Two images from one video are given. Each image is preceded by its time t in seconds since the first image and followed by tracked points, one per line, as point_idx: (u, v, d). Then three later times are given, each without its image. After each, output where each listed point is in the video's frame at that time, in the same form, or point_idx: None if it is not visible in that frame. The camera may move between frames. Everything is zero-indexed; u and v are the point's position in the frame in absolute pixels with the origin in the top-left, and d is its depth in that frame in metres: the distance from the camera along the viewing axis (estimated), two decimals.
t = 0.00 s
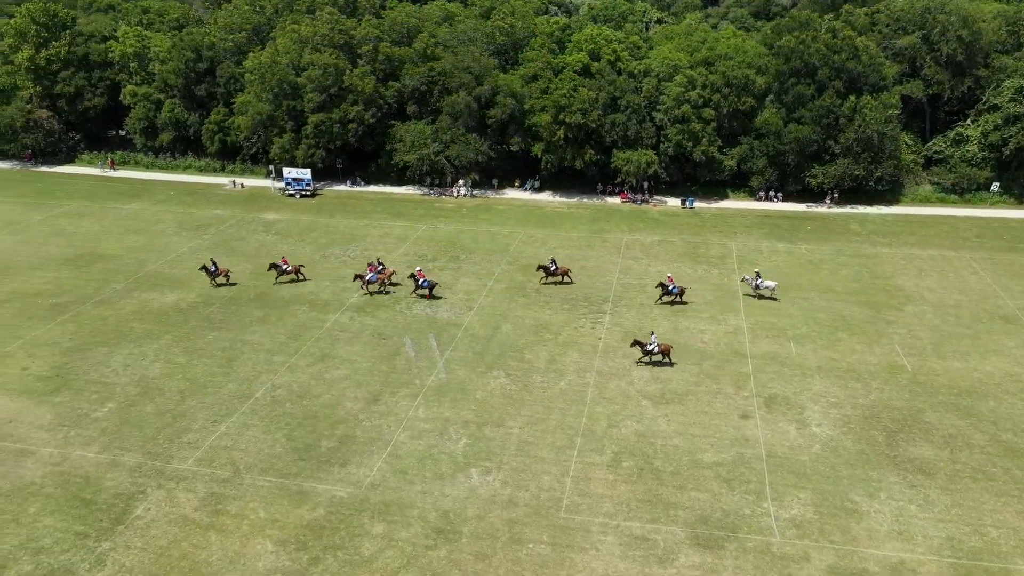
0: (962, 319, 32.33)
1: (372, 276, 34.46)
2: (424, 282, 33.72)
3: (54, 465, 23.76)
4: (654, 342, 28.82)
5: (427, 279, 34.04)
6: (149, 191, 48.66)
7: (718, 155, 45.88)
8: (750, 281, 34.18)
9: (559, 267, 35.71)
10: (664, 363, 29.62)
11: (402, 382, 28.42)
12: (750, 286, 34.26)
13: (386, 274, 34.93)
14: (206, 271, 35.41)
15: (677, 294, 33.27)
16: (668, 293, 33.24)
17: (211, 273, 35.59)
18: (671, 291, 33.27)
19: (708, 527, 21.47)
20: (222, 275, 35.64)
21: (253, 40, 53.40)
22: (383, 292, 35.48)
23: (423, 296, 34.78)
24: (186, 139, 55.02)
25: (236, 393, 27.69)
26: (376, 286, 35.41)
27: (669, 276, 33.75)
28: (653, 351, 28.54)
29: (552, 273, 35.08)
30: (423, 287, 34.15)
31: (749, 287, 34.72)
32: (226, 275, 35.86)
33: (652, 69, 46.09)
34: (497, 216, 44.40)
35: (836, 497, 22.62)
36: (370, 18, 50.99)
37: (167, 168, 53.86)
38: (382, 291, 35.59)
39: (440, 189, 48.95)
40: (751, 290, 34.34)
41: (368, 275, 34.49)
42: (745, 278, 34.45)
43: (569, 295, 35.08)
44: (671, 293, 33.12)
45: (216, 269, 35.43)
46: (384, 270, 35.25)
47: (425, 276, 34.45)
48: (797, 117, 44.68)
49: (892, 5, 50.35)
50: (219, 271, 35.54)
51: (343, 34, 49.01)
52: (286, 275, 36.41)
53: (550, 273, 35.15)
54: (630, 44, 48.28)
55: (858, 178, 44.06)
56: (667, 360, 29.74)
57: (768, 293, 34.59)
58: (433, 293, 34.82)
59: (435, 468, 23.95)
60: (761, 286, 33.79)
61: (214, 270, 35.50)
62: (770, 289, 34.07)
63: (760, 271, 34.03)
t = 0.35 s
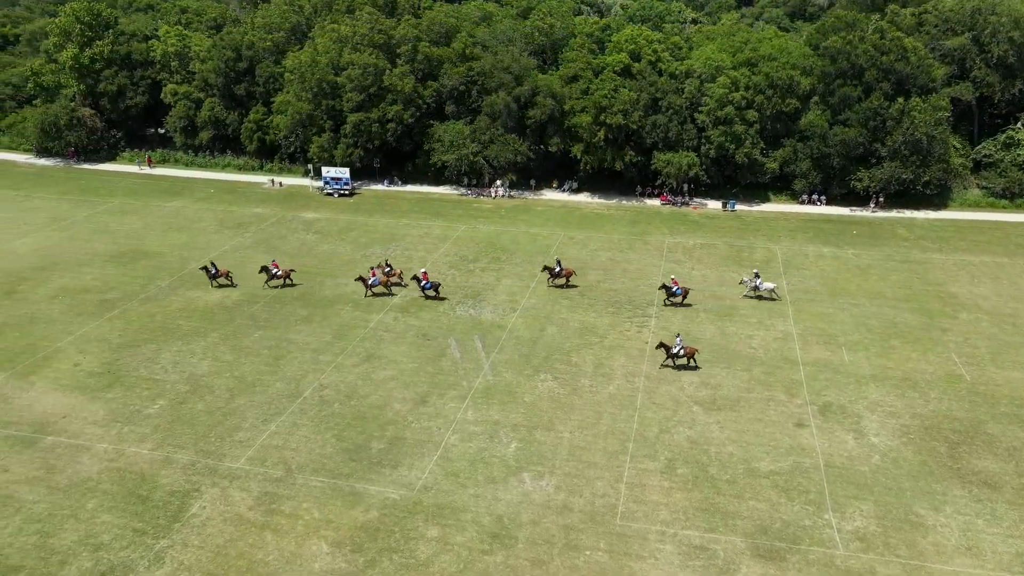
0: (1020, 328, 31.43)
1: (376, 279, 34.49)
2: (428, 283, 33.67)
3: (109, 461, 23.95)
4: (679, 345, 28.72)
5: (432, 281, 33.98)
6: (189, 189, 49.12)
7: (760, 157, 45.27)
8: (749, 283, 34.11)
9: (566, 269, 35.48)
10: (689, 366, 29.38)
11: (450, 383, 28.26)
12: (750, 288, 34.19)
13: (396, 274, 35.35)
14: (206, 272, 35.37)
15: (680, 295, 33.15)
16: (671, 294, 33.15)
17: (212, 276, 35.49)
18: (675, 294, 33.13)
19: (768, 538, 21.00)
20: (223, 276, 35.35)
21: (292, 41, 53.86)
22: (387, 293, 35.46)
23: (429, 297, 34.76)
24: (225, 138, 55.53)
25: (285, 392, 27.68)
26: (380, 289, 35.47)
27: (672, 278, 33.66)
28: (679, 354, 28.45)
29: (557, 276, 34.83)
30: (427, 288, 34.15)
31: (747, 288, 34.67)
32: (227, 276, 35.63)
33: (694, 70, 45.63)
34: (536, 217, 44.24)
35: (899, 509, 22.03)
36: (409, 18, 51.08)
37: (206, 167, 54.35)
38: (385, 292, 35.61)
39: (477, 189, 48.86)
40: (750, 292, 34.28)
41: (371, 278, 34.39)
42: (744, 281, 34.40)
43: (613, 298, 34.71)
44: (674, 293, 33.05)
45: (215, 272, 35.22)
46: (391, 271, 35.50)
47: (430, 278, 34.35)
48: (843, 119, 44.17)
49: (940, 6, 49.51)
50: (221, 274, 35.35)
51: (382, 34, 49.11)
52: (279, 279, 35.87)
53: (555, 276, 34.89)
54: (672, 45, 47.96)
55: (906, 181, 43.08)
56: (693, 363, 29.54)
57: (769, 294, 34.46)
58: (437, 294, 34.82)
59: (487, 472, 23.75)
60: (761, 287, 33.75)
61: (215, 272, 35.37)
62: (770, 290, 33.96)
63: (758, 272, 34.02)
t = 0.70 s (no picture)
0: None
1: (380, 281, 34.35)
2: (434, 286, 33.62)
3: (159, 458, 24.09)
4: (704, 348, 28.39)
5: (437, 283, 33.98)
6: (225, 188, 49.53)
7: (800, 159, 44.58)
8: (748, 284, 34.10)
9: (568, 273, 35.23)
10: (713, 371, 29.05)
11: (493, 385, 28.11)
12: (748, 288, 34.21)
13: (405, 273, 35.86)
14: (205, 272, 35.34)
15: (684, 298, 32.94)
16: (675, 297, 32.91)
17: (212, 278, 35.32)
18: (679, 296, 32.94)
19: (826, 549, 20.54)
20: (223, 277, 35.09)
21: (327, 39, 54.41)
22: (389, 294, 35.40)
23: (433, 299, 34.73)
24: (259, 137, 55.93)
25: (328, 392, 27.64)
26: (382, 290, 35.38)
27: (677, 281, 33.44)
28: (703, 358, 28.12)
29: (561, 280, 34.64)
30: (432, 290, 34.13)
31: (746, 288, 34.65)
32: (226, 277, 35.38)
33: (733, 71, 45.13)
34: (571, 219, 44.08)
35: (960, 522, 21.45)
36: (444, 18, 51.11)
37: (240, 165, 54.70)
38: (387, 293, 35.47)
39: (511, 190, 48.72)
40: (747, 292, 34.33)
41: (375, 279, 34.33)
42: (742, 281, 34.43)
43: (654, 301, 34.35)
44: (678, 296, 32.81)
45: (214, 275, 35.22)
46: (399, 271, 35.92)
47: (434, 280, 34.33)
48: (886, 121, 43.44)
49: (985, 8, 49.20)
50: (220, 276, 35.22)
51: (418, 35, 49.14)
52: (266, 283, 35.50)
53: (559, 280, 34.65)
54: (710, 46, 47.63)
55: (951, 186, 42.06)
56: (716, 368, 29.21)
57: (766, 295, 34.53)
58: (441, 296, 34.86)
59: (535, 476, 23.52)
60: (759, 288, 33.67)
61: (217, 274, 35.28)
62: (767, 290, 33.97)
63: (756, 272, 33.95)
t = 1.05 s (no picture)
0: None
1: (387, 282, 33.89)
2: (440, 285, 33.24)
3: (212, 456, 24.13)
4: (733, 352, 28.03)
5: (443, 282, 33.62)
6: (263, 187, 49.86)
7: (845, 162, 43.80)
8: (748, 285, 33.71)
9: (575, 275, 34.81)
10: (743, 375, 28.70)
11: (541, 389, 27.87)
12: (748, 289, 33.84)
13: (415, 271, 35.82)
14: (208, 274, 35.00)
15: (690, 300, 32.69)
16: (680, 299, 32.69)
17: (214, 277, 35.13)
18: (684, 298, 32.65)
19: (892, 563, 20.00)
20: (225, 278, 34.94)
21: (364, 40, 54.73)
22: (395, 295, 35.13)
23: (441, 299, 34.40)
24: (296, 136, 56.30)
25: (376, 393, 27.54)
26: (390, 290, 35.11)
27: (681, 282, 33.19)
28: (733, 361, 27.78)
29: (567, 283, 34.24)
30: (439, 290, 33.73)
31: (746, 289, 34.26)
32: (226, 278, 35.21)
33: (777, 72, 44.55)
34: (610, 221, 43.78)
35: None
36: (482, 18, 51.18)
37: (277, 164, 55.05)
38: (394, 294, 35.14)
39: (549, 191, 48.50)
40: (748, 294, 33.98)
41: (381, 279, 33.93)
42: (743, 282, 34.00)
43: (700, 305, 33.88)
44: (683, 298, 32.57)
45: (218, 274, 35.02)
46: (410, 270, 35.83)
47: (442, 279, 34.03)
48: (935, 124, 42.47)
49: None
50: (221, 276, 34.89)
51: (457, 35, 49.17)
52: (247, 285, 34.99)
53: (565, 283, 34.28)
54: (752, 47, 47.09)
55: (1002, 190, 41.06)
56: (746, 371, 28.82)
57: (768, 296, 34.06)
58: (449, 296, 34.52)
59: (589, 481, 23.20)
60: (758, 288, 33.25)
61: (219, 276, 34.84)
62: (768, 291, 33.56)
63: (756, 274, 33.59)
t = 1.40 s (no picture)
0: None
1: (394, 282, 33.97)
2: (447, 286, 33.34)
3: (259, 456, 24.10)
4: (761, 356, 27.70)
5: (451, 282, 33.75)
6: (298, 186, 50.20)
7: (887, 165, 43.08)
8: (747, 286, 33.76)
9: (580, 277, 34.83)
10: (772, 380, 28.30)
11: (586, 392, 27.58)
12: (747, 291, 33.89)
13: (425, 271, 36.02)
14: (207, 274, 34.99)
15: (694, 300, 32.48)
16: (686, 300, 32.42)
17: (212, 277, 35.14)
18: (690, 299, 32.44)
19: None
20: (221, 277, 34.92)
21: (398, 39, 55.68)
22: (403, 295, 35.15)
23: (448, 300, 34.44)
24: (329, 135, 56.63)
25: (420, 394, 27.41)
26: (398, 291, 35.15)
27: (687, 282, 32.93)
28: (761, 366, 27.46)
29: (572, 284, 34.35)
30: (446, 290, 33.72)
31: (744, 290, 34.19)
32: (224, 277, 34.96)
33: (817, 73, 43.98)
34: (646, 224, 43.49)
35: None
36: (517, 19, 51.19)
37: (310, 163, 55.34)
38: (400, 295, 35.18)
39: (583, 192, 48.29)
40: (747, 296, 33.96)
41: (388, 282, 33.85)
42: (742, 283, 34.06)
43: (743, 309, 33.41)
44: (689, 298, 32.27)
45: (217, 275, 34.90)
46: (420, 270, 36.01)
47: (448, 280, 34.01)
48: (981, 127, 41.61)
49: None
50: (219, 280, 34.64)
51: (492, 35, 49.12)
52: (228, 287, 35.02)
53: (570, 284, 34.39)
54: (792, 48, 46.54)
55: None
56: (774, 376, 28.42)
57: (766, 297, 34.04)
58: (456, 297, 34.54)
59: (639, 488, 22.87)
60: (758, 289, 33.30)
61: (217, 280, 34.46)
62: (767, 293, 33.58)
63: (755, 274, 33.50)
